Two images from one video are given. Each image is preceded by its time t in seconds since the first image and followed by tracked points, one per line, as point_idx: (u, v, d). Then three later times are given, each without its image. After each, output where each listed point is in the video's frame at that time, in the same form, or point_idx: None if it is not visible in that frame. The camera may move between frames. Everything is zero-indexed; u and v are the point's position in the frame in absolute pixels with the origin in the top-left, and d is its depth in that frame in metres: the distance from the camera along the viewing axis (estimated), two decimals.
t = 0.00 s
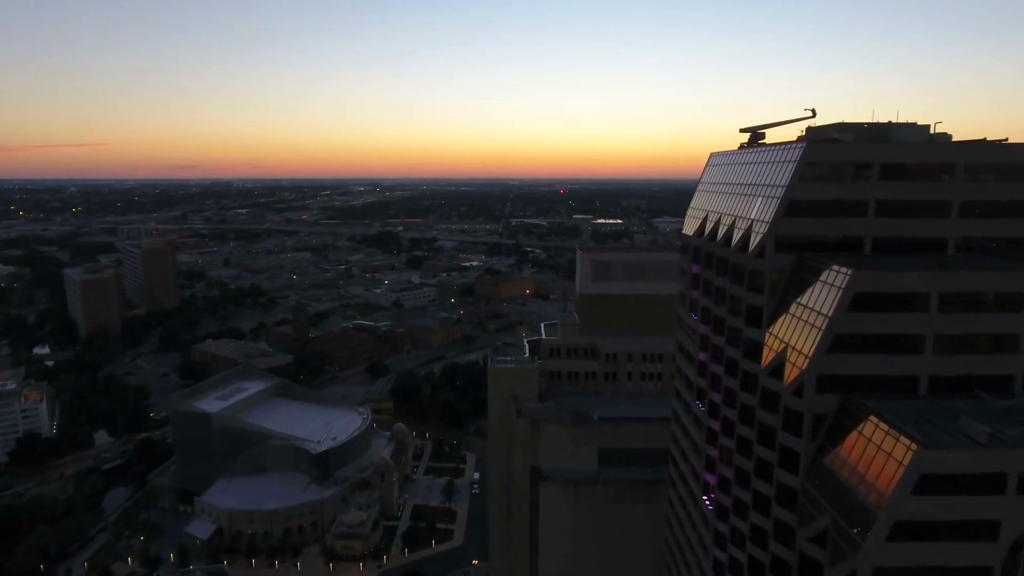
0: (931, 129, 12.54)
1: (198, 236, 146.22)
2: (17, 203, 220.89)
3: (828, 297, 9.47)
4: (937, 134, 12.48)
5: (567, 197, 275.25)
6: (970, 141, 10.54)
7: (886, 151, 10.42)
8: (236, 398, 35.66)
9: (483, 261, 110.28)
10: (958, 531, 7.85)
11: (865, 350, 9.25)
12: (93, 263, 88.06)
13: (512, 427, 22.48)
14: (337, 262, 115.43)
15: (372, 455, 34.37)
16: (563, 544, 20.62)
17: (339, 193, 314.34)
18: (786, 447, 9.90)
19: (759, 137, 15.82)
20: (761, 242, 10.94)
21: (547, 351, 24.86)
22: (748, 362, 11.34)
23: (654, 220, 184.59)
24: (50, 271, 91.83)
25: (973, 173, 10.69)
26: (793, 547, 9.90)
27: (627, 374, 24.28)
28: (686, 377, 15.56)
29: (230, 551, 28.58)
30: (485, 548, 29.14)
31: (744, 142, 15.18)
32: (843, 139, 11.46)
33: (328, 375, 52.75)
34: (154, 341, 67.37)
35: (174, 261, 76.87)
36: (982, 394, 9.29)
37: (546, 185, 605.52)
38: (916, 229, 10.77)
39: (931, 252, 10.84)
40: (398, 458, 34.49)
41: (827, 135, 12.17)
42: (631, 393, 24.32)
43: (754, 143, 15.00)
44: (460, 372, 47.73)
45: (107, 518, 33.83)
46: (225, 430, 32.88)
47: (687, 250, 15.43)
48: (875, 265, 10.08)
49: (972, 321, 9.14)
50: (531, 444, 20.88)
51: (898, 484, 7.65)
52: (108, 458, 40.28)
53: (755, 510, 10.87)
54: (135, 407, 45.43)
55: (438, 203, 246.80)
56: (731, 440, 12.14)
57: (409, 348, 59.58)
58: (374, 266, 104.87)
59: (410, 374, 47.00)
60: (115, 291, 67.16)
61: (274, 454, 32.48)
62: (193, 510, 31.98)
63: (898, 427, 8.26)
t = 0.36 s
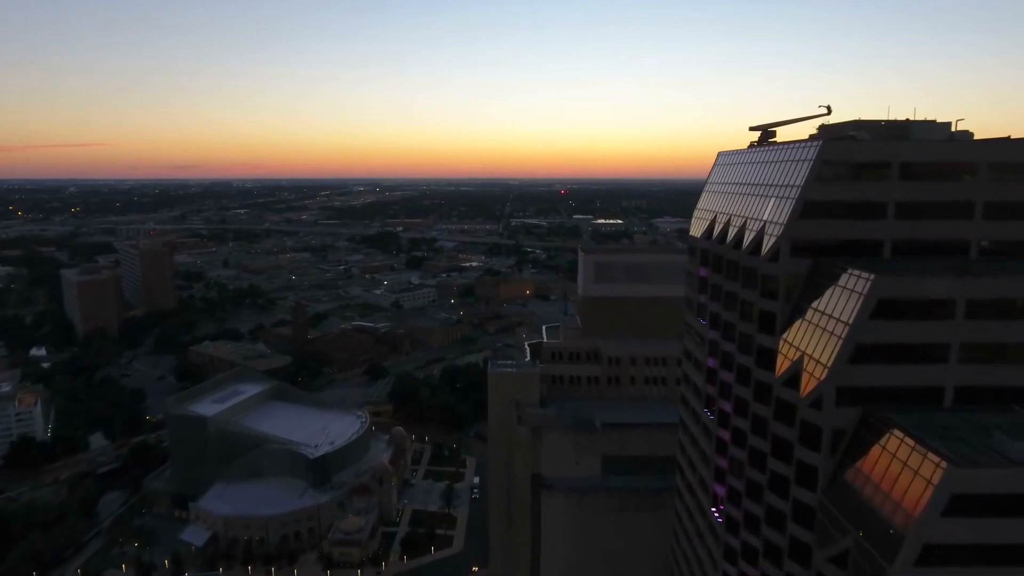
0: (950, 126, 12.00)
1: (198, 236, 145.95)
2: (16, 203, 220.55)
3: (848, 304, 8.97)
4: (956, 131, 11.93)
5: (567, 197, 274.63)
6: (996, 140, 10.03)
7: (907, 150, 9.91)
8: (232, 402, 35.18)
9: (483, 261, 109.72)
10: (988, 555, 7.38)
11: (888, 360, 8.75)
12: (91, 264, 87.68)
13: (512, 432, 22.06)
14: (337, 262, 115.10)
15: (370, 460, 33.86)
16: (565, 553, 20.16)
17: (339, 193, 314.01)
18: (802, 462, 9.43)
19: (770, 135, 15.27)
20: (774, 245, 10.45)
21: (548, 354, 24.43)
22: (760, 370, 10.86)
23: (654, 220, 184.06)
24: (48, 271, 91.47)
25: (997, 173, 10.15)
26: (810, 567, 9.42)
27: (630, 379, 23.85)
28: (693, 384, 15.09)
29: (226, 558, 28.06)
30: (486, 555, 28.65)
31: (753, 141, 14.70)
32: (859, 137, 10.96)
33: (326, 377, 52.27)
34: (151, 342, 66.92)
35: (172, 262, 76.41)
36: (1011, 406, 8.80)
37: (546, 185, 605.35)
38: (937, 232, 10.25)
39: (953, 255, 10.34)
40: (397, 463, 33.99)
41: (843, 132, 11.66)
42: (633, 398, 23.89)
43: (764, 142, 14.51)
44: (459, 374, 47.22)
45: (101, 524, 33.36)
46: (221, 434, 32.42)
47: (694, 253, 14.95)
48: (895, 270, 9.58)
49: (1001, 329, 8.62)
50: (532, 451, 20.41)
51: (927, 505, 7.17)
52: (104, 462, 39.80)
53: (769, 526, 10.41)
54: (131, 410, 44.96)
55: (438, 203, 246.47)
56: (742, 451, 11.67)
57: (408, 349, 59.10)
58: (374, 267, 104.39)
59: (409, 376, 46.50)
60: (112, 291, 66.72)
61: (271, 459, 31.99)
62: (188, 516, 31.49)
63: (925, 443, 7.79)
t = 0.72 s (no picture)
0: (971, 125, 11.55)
1: (197, 237, 145.59)
2: (15, 204, 220.26)
3: (870, 312, 8.50)
4: (978, 130, 11.48)
5: (567, 197, 274.26)
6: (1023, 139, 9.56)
7: (929, 149, 9.45)
8: (229, 405, 34.69)
9: (483, 262, 109.24)
10: None
11: (913, 371, 8.27)
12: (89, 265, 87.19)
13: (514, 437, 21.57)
14: (336, 263, 114.72)
15: (369, 464, 33.36)
16: (568, 562, 19.66)
17: (338, 193, 313.85)
18: (820, 477, 8.95)
19: (781, 134, 14.78)
20: (789, 248, 9.97)
21: (551, 358, 23.98)
22: (774, 380, 10.39)
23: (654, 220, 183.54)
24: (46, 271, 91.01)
25: None
26: None
27: (633, 383, 23.37)
28: (701, 391, 14.62)
29: (222, 564, 27.55)
30: (486, 562, 28.16)
31: (764, 140, 14.23)
32: (877, 135, 10.51)
33: (325, 379, 51.80)
34: (149, 343, 66.42)
35: (170, 262, 75.89)
36: None
37: (546, 185, 604.92)
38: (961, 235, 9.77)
39: (977, 259, 9.86)
40: (396, 467, 33.50)
41: (859, 131, 11.20)
42: (637, 402, 23.43)
43: (774, 142, 14.06)
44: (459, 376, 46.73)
45: (95, 529, 32.87)
46: (218, 438, 31.96)
47: (702, 256, 14.49)
48: (919, 275, 9.11)
49: None
50: (534, 457, 19.95)
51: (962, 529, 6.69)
52: (99, 466, 39.31)
53: (784, 542, 9.93)
54: (127, 412, 44.48)
55: (438, 203, 246.16)
56: (754, 463, 11.20)
57: (408, 351, 58.62)
58: (374, 267, 103.96)
59: (409, 378, 45.99)
60: (109, 292, 66.25)
61: (268, 463, 31.48)
62: (184, 521, 30.98)
63: (956, 460, 7.31)
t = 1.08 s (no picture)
0: (994, 123, 11.06)
1: (196, 237, 145.21)
2: (15, 204, 220.77)
3: (893, 319, 8.05)
4: (1001, 128, 10.99)
5: (567, 197, 273.71)
6: None
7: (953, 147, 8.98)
8: (226, 408, 34.24)
9: (482, 263, 108.59)
10: None
11: (939, 383, 7.80)
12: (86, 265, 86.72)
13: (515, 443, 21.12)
14: (335, 263, 114.30)
15: (367, 468, 32.87)
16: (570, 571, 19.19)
17: (338, 193, 313.55)
18: (840, 494, 8.48)
19: (792, 131, 14.29)
20: (806, 251, 9.49)
21: (552, 361, 23.53)
22: (788, 390, 9.93)
23: (655, 220, 183.27)
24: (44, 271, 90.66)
25: None
26: None
27: (636, 387, 22.91)
28: (708, 398, 14.16)
29: (217, 570, 27.09)
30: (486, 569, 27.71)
31: (775, 138, 13.77)
32: (896, 133, 10.03)
33: (323, 381, 51.34)
34: (146, 345, 66.05)
35: (168, 263, 75.43)
36: None
37: (546, 185, 604.83)
38: (988, 237, 9.28)
39: (1004, 264, 9.37)
40: (395, 471, 33.00)
41: (876, 129, 10.73)
42: (641, 407, 22.96)
43: (785, 140, 13.60)
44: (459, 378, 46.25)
45: (90, 534, 32.40)
46: (214, 442, 31.41)
47: (710, 258, 14.04)
48: (945, 280, 8.62)
49: None
50: (535, 464, 19.47)
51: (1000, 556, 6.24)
52: (95, 470, 38.90)
53: (800, 561, 9.47)
54: (123, 415, 44.02)
55: (438, 203, 245.75)
56: (767, 476, 10.74)
57: (407, 352, 58.14)
58: (373, 268, 103.47)
59: (408, 380, 45.48)
60: (107, 293, 65.78)
61: (266, 468, 31.01)
62: (179, 527, 30.53)
63: (990, 480, 6.85)
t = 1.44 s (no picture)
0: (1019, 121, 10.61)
1: (196, 237, 144.72)
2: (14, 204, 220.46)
3: (919, 328, 7.62)
4: None
5: (567, 197, 273.19)
6: None
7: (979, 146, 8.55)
8: (222, 411, 33.81)
9: (483, 263, 108.06)
10: None
11: (968, 396, 7.36)
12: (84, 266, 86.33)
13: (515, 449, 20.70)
14: (334, 264, 113.81)
15: (366, 472, 32.42)
16: None
17: (338, 193, 313.28)
18: (861, 513, 8.02)
19: (803, 129, 13.84)
20: (823, 255, 9.06)
21: (554, 364, 23.10)
22: (803, 400, 9.49)
23: (656, 220, 182.70)
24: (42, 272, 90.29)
25: None
26: None
27: (639, 392, 22.51)
28: (716, 405, 13.71)
29: None
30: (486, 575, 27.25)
31: (785, 138, 13.37)
32: (917, 130, 9.61)
33: (322, 384, 50.94)
34: (144, 346, 65.66)
35: (166, 264, 75.01)
36: None
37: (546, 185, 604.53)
38: (1016, 240, 8.82)
39: None
40: (394, 475, 32.53)
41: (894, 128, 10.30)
42: (644, 412, 22.57)
43: (795, 140, 13.22)
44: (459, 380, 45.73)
45: (84, 540, 31.93)
46: (209, 446, 30.90)
47: (718, 261, 13.61)
48: (971, 285, 8.18)
49: None
50: (537, 471, 19.01)
51: None
52: (90, 474, 38.50)
53: None
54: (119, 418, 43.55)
55: (438, 203, 245.34)
56: (781, 490, 10.32)
57: (407, 353, 57.64)
58: (373, 268, 103.03)
59: (407, 382, 44.96)
60: (104, 294, 65.35)
61: (262, 473, 30.52)
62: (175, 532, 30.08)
63: None
